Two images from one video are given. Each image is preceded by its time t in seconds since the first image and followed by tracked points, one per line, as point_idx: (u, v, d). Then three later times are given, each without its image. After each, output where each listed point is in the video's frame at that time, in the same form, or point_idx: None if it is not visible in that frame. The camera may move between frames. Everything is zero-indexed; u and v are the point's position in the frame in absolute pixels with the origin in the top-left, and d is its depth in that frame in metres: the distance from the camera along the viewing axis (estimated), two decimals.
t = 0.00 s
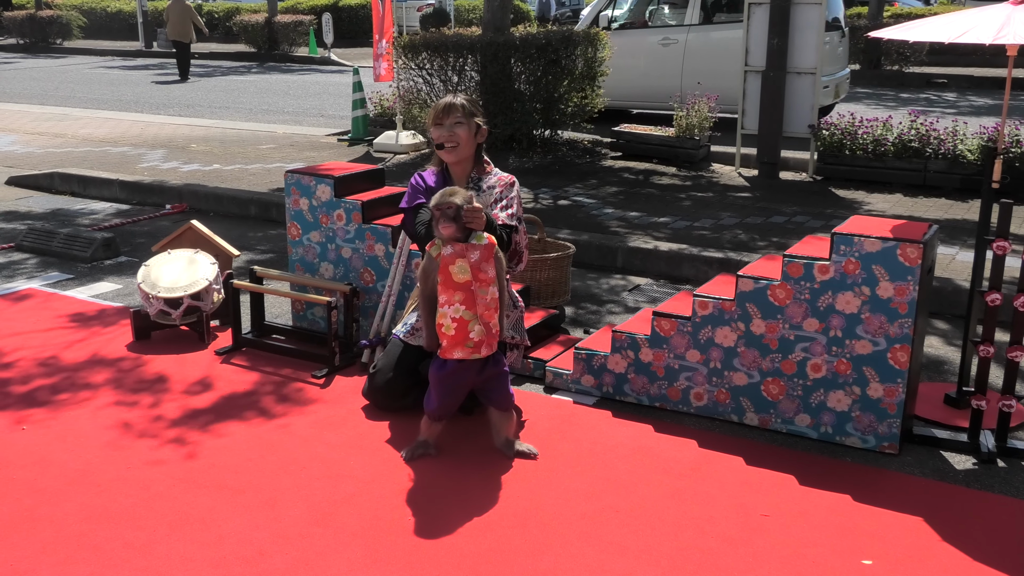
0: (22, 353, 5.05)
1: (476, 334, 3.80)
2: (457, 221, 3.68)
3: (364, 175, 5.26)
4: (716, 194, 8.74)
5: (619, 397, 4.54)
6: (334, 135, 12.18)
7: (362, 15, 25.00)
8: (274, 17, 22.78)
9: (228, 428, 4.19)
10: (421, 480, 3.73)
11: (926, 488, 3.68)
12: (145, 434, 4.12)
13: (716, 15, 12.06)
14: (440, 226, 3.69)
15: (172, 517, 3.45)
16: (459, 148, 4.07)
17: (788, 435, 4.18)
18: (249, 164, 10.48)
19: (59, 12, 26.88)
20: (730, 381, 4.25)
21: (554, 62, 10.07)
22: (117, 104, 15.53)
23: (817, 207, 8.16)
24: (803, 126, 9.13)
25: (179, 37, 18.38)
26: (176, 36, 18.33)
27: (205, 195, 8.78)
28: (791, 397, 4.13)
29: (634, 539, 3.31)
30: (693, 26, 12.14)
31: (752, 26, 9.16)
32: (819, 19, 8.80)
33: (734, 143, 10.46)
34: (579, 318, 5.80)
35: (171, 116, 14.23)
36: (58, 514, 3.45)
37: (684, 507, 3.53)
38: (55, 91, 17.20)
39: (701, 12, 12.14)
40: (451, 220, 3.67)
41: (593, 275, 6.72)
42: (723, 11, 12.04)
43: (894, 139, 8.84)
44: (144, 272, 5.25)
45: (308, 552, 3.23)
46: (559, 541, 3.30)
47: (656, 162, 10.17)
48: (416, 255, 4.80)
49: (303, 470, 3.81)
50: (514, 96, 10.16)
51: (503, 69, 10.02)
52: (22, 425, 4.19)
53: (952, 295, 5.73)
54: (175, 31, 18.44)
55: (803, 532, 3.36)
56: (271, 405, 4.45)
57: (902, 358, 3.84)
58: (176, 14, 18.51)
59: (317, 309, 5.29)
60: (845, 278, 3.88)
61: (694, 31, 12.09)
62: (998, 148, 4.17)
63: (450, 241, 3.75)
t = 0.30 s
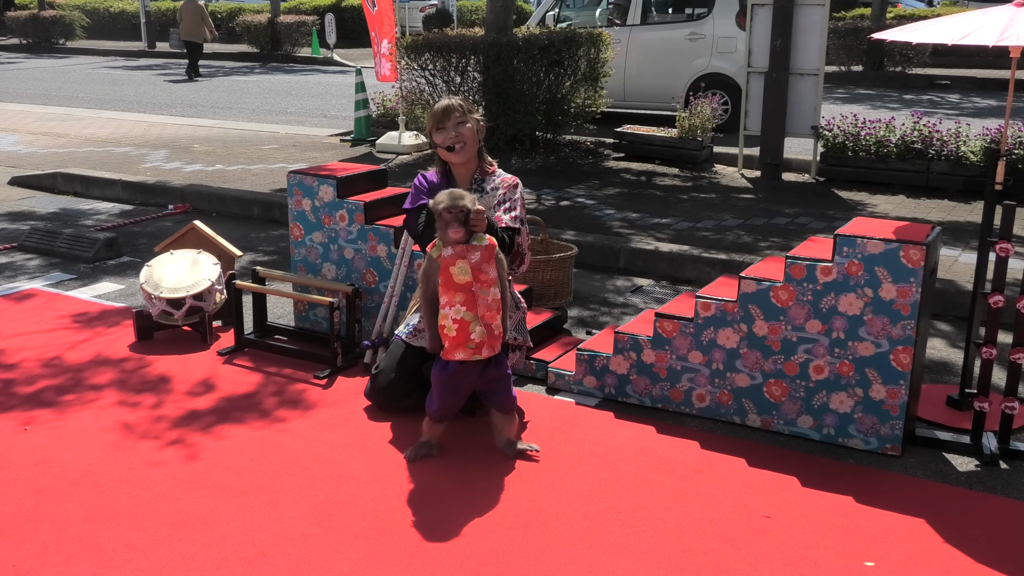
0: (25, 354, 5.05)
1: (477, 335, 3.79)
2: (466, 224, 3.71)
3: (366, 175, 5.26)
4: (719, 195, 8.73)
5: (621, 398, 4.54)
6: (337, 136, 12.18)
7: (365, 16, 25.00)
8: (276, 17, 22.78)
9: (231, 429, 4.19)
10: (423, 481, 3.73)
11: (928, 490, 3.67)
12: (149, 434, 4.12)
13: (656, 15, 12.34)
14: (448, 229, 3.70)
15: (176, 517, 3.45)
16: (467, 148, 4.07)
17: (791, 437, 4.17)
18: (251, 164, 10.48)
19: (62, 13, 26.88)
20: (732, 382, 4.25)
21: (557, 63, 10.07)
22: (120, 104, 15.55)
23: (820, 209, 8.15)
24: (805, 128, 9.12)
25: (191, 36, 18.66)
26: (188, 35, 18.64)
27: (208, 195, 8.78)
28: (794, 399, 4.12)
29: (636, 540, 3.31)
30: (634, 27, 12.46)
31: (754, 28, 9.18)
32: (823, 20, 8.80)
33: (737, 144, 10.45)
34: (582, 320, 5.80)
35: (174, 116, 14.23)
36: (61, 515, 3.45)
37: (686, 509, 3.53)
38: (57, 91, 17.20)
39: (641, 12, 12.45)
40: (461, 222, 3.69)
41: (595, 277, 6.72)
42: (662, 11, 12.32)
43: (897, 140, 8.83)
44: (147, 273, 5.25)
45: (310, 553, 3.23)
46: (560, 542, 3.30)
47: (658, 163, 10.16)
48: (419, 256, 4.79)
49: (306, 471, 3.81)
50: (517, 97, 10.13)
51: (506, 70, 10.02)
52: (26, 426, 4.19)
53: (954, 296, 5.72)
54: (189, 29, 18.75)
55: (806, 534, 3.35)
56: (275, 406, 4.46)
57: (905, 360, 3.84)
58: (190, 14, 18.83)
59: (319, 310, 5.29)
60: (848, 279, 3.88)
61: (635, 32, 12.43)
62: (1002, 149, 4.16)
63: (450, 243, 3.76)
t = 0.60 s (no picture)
0: (27, 355, 5.06)
1: (483, 336, 3.79)
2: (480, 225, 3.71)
3: (368, 176, 5.26)
4: (720, 195, 8.73)
5: (623, 399, 4.54)
6: (339, 137, 12.19)
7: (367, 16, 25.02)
8: (278, 18, 22.81)
9: (233, 429, 4.20)
10: (425, 482, 3.73)
11: (931, 491, 3.67)
12: (151, 435, 4.13)
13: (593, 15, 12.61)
14: (463, 232, 3.70)
15: (177, 518, 3.45)
16: (455, 148, 4.10)
17: (793, 438, 4.17)
18: (253, 165, 10.49)
19: (64, 13, 26.90)
20: (734, 383, 4.25)
21: (559, 64, 10.11)
22: (122, 105, 15.57)
23: (822, 209, 8.14)
24: (807, 129, 9.15)
25: (199, 36, 18.80)
26: (198, 35, 18.83)
27: (209, 196, 8.78)
28: (796, 399, 4.12)
29: (638, 541, 3.31)
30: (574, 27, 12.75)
31: (756, 28, 9.16)
32: (825, 21, 8.80)
33: (738, 145, 10.44)
34: (584, 320, 5.80)
35: (176, 117, 14.25)
36: (63, 516, 3.46)
37: (688, 510, 3.53)
38: (59, 92, 17.21)
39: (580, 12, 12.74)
40: (476, 224, 3.69)
41: (597, 277, 6.72)
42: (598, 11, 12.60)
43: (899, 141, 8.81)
44: (149, 273, 5.26)
45: (312, 554, 3.23)
46: (562, 543, 3.30)
47: (660, 164, 10.15)
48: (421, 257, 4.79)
49: (308, 472, 3.81)
50: (519, 98, 10.15)
51: (508, 71, 10.02)
52: (28, 426, 4.20)
53: (956, 297, 5.72)
54: (198, 29, 18.94)
55: (809, 535, 3.35)
56: (278, 407, 4.46)
57: (907, 361, 3.84)
58: (202, 13, 19.01)
59: (321, 310, 5.29)
60: (850, 280, 3.88)
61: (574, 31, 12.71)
62: (1003, 150, 4.15)
63: (454, 246, 3.76)
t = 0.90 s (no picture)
0: (29, 355, 5.06)
1: (487, 337, 3.81)
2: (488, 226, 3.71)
3: (370, 177, 5.26)
4: (721, 196, 8.73)
5: (624, 400, 4.54)
6: (341, 137, 12.19)
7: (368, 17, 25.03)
8: (280, 19, 22.84)
9: (235, 430, 4.20)
10: (427, 483, 3.73)
11: (932, 492, 3.67)
12: (152, 435, 4.13)
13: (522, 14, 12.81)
14: (471, 232, 3.68)
15: (178, 518, 3.45)
16: (450, 153, 4.11)
17: (794, 439, 4.17)
18: (255, 165, 10.50)
19: (66, 13, 26.93)
20: (735, 384, 4.25)
21: (560, 65, 10.14)
22: (124, 105, 15.58)
23: (823, 210, 8.14)
24: (809, 129, 9.17)
25: (218, 37, 18.89)
26: (216, 36, 18.85)
27: (211, 196, 8.79)
28: (797, 401, 4.12)
29: (639, 542, 3.31)
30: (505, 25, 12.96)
31: (758, 29, 9.15)
32: (826, 22, 8.80)
33: (740, 146, 10.45)
34: (586, 321, 5.80)
35: (178, 117, 14.26)
36: (64, 516, 3.46)
37: (689, 511, 3.53)
38: (62, 92, 17.25)
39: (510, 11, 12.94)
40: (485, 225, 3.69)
41: (599, 278, 6.72)
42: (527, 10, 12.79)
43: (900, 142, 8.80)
44: (151, 274, 5.26)
45: (313, 554, 3.23)
46: (563, 544, 3.30)
47: (662, 165, 10.14)
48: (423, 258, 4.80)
49: (309, 472, 3.81)
50: (521, 99, 10.14)
51: (510, 72, 10.02)
52: (30, 426, 4.20)
53: (959, 298, 5.71)
54: (217, 30, 18.95)
55: (810, 536, 3.35)
56: (280, 407, 4.46)
57: (908, 362, 3.84)
58: (218, 14, 19.06)
59: (323, 311, 5.30)
60: (851, 281, 3.87)
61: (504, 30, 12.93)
62: (1005, 152, 4.15)
63: (459, 247, 3.73)
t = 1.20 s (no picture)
0: (31, 355, 5.07)
1: (488, 338, 3.81)
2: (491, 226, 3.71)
3: (371, 177, 5.27)
4: (722, 197, 8.74)
5: (625, 400, 4.54)
6: (342, 138, 12.21)
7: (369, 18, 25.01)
8: (281, 19, 22.90)
9: (237, 430, 4.20)
10: (428, 483, 3.74)
11: (933, 493, 3.68)
12: (155, 436, 4.13)
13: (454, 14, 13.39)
14: (476, 232, 3.69)
15: (180, 519, 3.46)
16: (450, 155, 4.12)
17: (795, 440, 4.17)
18: (257, 165, 10.51)
19: (68, 13, 26.97)
20: (737, 385, 4.25)
21: (563, 66, 10.10)
22: (126, 105, 15.60)
23: (824, 212, 8.15)
24: (811, 130, 9.19)
25: (233, 37, 18.99)
26: (230, 37, 18.99)
27: (212, 197, 8.80)
28: (798, 402, 4.12)
29: (640, 543, 3.31)
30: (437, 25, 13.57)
31: (759, 31, 9.16)
32: (828, 23, 8.81)
33: (741, 147, 10.46)
34: (587, 322, 5.80)
35: (179, 117, 14.29)
36: (66, 516, 3.46)
37: (690, 512, 3.53)
38: (64, 92, 17.28)
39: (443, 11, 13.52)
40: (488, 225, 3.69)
41: (600, 279, 6.73)
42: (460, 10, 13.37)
43: (902, 144, 8.81)
44: (153, 274, 5.27)
45: (315, 554, 3.24)
46: (564, 545, 3.30)
47: (663, 166, 10.15)
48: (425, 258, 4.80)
49: (311, 473, 3.82)
50: (523, 100, 10.13)
51: (512, 72, 10.02)
52: (32, 426, 4.21)
53: (960, 300, 5.71)
54: (231, 30, 19.05)
55: (811, 537, 3.35)
56: (282, 407, 4.47)
57: (910, 363, 3.84)
58: (231, 14, 19.11)
59: (324, 311, 5.30)
60: (853, 283, 3.87)
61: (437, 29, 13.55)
62: (1007, 153, 4.15)
63: (462, 247, 3.74)
